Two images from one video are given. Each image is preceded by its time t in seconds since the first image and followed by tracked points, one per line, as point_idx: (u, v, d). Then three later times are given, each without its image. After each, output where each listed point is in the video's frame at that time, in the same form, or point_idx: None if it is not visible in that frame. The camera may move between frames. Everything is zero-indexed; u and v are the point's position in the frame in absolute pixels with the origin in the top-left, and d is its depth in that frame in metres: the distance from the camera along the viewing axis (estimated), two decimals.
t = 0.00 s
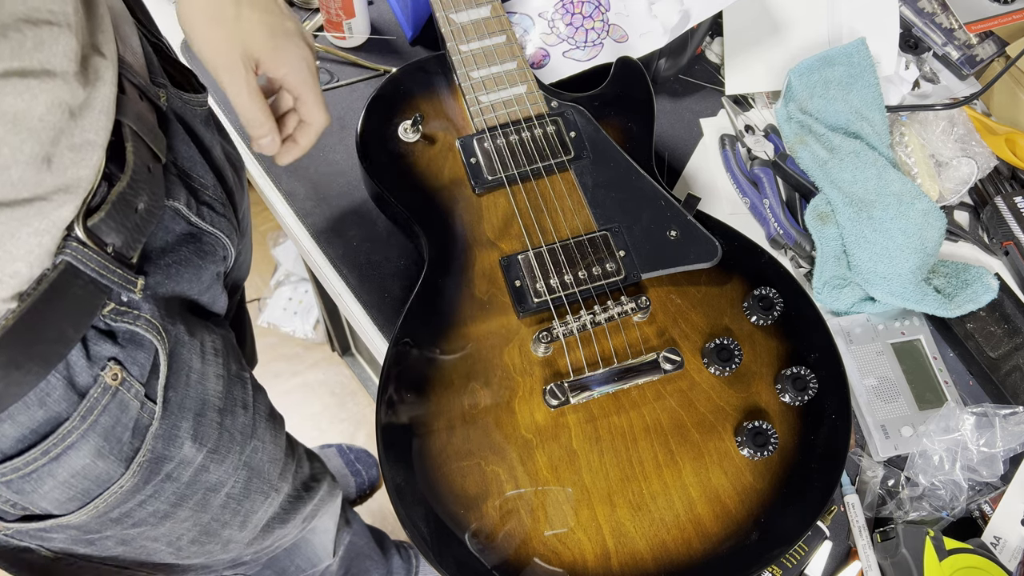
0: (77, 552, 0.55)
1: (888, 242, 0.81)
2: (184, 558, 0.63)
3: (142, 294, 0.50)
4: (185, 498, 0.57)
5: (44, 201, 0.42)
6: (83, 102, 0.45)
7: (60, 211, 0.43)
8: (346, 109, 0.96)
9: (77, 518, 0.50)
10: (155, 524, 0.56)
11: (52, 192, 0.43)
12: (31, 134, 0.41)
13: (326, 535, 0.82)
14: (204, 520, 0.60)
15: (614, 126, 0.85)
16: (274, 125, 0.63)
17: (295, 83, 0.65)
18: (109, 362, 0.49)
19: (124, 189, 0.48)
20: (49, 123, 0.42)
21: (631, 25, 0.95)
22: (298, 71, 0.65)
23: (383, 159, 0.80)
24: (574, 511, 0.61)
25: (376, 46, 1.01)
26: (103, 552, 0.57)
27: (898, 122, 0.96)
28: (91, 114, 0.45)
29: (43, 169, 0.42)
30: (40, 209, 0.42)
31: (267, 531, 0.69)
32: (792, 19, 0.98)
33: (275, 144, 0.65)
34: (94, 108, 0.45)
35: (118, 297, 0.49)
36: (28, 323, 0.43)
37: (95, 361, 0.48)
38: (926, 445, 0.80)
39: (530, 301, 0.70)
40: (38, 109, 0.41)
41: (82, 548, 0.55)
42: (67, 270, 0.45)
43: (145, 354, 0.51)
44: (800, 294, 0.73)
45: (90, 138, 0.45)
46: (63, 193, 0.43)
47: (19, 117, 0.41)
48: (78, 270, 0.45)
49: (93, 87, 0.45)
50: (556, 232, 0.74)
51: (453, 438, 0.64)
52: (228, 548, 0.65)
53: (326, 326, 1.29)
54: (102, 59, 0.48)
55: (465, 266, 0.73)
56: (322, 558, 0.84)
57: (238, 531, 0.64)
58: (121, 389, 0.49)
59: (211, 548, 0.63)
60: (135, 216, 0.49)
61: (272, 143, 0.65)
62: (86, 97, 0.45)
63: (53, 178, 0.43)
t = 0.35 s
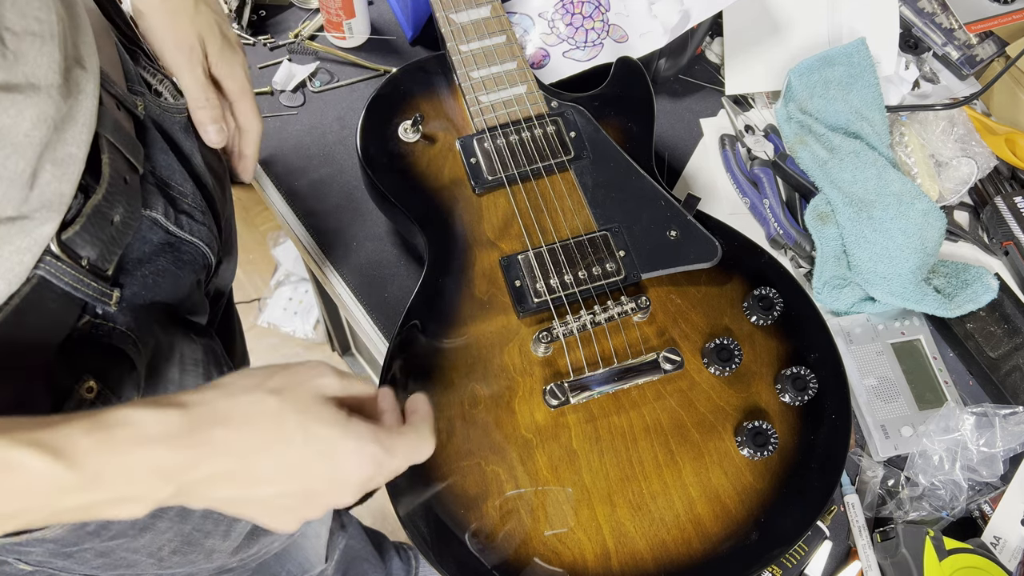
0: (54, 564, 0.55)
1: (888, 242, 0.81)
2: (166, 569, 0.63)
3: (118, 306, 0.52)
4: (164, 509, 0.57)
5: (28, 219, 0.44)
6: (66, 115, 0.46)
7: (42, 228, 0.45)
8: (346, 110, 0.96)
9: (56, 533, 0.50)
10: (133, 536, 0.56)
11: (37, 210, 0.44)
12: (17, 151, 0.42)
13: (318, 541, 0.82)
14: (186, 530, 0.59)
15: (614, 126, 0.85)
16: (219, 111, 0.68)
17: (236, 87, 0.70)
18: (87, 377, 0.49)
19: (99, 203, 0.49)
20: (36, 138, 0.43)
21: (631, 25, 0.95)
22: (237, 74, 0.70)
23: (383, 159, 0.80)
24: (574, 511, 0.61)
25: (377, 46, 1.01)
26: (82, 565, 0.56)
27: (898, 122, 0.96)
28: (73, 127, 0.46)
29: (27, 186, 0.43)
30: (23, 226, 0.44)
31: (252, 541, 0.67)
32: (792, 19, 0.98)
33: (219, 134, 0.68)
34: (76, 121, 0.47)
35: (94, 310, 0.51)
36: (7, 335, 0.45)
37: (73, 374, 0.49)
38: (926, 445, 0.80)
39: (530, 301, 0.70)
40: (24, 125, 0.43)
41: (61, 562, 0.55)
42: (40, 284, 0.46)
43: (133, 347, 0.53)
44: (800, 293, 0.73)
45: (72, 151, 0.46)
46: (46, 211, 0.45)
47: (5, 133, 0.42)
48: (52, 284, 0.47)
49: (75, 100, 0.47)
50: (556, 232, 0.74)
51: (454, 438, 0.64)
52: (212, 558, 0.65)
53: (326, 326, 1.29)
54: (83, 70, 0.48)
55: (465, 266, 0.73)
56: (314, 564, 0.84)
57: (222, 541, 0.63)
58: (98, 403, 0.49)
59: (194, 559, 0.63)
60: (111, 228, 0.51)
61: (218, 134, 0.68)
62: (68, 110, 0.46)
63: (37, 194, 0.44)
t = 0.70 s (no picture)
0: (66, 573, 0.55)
1: (888, 242, 0.81)
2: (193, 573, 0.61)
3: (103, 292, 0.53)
4: (168, 503, 0.55)
5: (21, 206, 0.43)
6: (48, 107, 0.45)
7: (33, 215, 0.44)
8: (346, 110, 0.96)
9: (47, 529, 0.49)
10: (140, 534, 0.54)
11: (29, 197, 0.44)
12: (8, 137, 0.42)
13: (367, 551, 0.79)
14: (205, 532, 0.58)
15: (614, 126, 0.85)
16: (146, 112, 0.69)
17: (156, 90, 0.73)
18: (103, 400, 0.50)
19: (82, 186, 0.50)
20: (25, 125, 0.43)
21: (630, 26, 0.95)
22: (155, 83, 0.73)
23: (382, 159, 0.80)
24: (574, 511, 0.61)
25: (377, 46, 1.01)
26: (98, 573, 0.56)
27: (898, 122, 0.96)
28: (56, 120, 0.45)
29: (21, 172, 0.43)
30: (18, 213, 0.43)
31: (294, 541, 0.64)
32: (792, 19, 0.98)
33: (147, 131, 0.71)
34: (59, 114, 0.45)
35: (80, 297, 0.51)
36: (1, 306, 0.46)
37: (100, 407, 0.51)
38: (926, 445, 0.80)
39: (530, 301, 0.70)
40: (12, 111, 0.42)
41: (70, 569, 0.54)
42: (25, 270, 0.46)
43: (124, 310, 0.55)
44: (800, 294, 0.73)
45: (57, 142, 0.45)
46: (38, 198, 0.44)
47: None
48: (39, 269, 0.47)
49: (55, 94, 0.45)
50: (556, 232, 0.74)
51: (453, 438, 0.64)
52: (245, 560, 0.63)
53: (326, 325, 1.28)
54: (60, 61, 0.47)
55: (465, 266, 0.73)
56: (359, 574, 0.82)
57: (252, 543, 0.61)
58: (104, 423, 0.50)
59: (224, 561, 0.61)
60: (94, 214, 0.51)
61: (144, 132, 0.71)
62: (50, 102, 0.45)
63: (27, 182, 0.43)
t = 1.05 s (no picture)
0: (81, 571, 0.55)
1: (888, 242, 0.81)
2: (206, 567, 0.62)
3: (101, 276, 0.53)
4: (177, 488, 0.55)
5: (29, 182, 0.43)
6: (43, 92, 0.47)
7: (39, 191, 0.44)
8: (347, 110, 0.96)
9: (64, 511, 0.48)
10: (150, 519, 0.54)
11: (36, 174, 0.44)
12: (13, 116, 0.43)
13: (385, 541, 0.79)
14: (213, 522, 0.58)
15: (614, 126, 0.85)
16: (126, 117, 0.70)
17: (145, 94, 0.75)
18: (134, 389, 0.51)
19: (81, 162, 0.52)
20: (27, 104, 0.44)
21: (630, 26, 0.95)
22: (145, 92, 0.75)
23: (381, 159, 0.80)
24: (574, 511, 0.61)
25: (377, 46, 1.01)
26: (108, 566, 0.56)
27: (898, 122, 0.96)
28: (51, 104, 0.48)
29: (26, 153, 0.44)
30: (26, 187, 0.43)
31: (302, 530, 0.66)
32: (792, 19, 0.98)
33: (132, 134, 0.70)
34: (52, 98, 0.48)
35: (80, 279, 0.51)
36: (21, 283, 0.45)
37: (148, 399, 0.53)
38: (926, 445, 0.80)
39: (530, 301, 0.70)
40: (13, 90, 0.43)
41: (82, 562, 0.54)
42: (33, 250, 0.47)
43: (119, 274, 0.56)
44: (800, 294, 0.73)
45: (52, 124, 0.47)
46: (42, 179, 0.45)
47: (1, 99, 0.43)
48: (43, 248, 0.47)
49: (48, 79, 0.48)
50: (556, 232, 0.74)
51: (454, 438, 0.64)
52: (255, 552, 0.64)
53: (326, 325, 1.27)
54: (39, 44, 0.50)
55: (464, 266, 0.73)
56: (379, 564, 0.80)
57: (260, 531, 0.62)
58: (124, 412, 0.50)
59: (235, 553, 0.62)
60: (87, 194, 0.53)
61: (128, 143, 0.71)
62: (44, 88, 0.48)
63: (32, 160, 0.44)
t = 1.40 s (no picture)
0: (104, 539, 0.53)
1: (888, 242, 0.81)
2: (213, 538, 0.60)
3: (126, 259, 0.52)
4: (202, 465, 0.55)
5: (49, 166, 0.43)
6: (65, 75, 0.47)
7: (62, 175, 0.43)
8: (346, 110, 0.96)
9: (100, 489, 0.48)
10: (175, 496, 0.54)
11: (55, 159, 0.43)
12: (30, 100, 0.43)
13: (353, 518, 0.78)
14: (224, 491, 0.58)
15: (614, 126, 0.85)
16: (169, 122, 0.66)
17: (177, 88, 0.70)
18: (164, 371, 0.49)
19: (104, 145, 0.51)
20: (43, 88, 0.44)
21: (631, 25, 0.95)
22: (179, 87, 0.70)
23: (382, 158, 0.80)
24: (574, 511, 0.61)
25: (377, 46, 1.01)
26: (133, 536, 0.55)
27: (898, 123, 0.96)
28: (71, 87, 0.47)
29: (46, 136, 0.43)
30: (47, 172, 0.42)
31: (288, 504, 0.66)
32: (793, 18, 0.98)
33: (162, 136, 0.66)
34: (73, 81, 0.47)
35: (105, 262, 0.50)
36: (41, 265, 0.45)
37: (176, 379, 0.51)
38: (926, 445, 0.80)
39: (530, 301, 0.70)
40: (31, 74, 0.44)
41: (110, 534, 0.53)
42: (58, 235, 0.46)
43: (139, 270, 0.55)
44: (800, 293, 0.73)
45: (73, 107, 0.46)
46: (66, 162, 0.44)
47: (17, 83, 0.43)
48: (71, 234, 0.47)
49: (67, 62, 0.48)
50: (556, 232, 0.74)
51: (454, 438, 0.64)
52: (254, 525, 0.63)
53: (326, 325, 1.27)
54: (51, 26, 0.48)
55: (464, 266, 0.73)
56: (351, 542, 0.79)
57: (260, 503, 0.62)
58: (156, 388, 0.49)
59: (237, 525, 0.61)
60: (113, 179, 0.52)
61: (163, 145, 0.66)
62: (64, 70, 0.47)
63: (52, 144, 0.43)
